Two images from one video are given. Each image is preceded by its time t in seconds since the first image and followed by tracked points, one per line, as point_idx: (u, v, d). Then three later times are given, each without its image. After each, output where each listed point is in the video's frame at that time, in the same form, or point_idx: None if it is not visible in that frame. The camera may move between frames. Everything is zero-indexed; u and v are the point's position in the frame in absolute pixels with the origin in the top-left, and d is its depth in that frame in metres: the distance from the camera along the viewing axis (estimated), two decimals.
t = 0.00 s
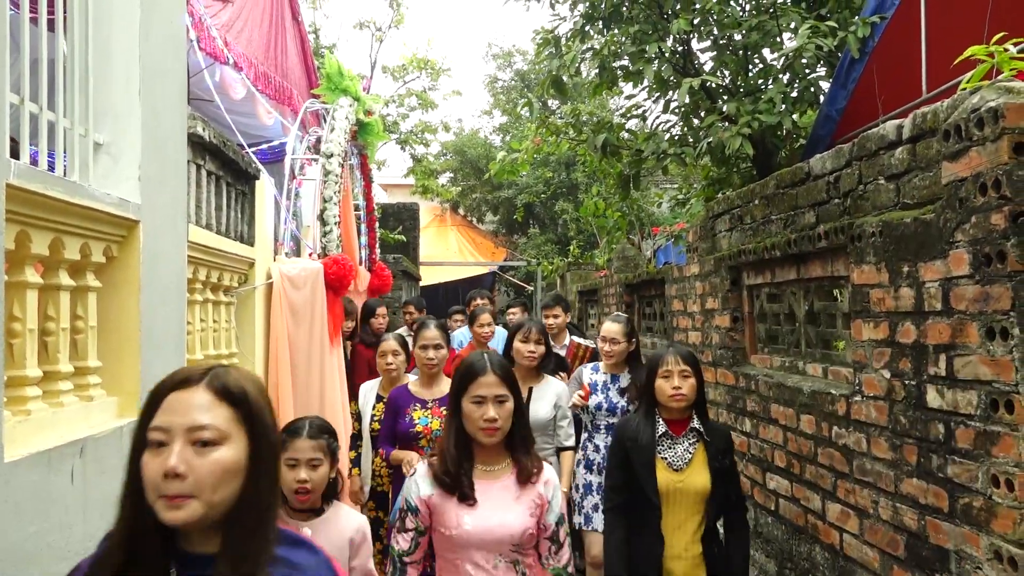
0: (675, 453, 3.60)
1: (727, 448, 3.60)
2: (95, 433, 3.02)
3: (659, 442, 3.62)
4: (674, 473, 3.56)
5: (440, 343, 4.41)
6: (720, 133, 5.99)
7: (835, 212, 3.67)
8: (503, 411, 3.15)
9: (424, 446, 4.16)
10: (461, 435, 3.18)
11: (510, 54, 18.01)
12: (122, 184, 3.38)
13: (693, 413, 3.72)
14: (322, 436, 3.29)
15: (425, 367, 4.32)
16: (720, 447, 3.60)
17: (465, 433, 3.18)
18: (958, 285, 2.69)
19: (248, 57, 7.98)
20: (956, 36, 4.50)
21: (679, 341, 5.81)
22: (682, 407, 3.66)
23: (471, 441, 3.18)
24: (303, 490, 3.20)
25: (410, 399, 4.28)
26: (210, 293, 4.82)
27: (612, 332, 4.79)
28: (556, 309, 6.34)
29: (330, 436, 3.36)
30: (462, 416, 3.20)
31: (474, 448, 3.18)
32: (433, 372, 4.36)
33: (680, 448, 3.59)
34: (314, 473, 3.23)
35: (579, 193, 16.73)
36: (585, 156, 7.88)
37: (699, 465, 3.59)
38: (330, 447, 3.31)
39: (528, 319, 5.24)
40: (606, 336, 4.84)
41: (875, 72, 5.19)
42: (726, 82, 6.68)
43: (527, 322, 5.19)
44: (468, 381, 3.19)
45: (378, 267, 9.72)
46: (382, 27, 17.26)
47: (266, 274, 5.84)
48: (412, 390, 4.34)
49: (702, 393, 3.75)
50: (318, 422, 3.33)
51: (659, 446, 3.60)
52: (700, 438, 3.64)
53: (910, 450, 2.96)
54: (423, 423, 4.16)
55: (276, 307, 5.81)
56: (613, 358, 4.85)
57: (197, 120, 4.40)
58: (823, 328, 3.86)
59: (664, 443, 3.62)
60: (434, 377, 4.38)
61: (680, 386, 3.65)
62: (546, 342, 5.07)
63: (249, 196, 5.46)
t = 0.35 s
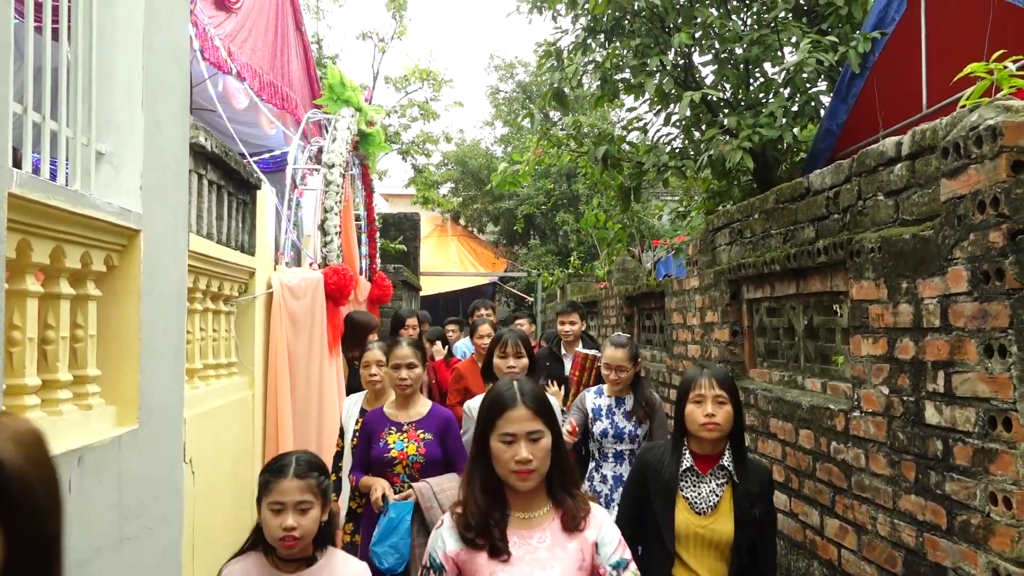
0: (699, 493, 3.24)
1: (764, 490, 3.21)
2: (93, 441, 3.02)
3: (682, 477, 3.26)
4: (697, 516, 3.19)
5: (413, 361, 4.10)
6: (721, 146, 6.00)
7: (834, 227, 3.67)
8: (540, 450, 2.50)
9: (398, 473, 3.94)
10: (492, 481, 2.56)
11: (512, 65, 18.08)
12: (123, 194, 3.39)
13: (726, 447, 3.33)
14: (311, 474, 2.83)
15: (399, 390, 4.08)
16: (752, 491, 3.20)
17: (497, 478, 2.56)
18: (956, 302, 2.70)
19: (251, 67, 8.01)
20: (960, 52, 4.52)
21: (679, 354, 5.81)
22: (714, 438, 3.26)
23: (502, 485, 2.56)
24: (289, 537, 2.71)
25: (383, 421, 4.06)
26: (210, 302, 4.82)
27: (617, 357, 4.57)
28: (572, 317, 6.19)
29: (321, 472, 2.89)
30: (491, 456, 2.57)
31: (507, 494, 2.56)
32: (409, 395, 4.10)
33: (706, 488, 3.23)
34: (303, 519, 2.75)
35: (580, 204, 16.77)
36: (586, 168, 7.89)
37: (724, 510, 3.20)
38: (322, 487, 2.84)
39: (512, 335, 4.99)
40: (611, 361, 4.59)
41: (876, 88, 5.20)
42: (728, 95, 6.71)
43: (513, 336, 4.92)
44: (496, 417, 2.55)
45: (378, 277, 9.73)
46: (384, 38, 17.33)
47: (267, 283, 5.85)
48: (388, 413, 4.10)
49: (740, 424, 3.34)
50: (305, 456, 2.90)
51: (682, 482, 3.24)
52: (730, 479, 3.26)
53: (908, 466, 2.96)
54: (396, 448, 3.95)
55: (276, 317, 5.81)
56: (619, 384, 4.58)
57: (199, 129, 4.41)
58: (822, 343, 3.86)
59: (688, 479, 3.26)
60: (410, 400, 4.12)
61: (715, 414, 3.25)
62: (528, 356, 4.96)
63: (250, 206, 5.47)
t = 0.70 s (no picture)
0: (741, 524, 2.86)
1: (810, 514, 2.88)
2: (95, 446, 3.02)
3: (720, 507, 2.90)
4: (742, 550, 2.80)
5: (400, 373, 3.87)
6: (725, 152, 5.99)
7: (838, 235, 3.67)
8: (615, 487, 2.06)
9: (382, 493, 3.66)
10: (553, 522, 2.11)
11: (517, 71, 18.10)
12: (127, 199, 3.40)
13: (759, 468, 2.99)
14: (284, 505, 2.58)
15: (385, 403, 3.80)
16: (799, 515, 2.86)
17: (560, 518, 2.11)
18: (960, 311, 2.69)
19: (257, 72, 8.03)
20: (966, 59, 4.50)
21: (682, 360, 5.80)
22: (749, 461, 2.93)
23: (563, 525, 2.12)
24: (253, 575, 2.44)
25: (367, 436, 3.80)
26: (214, 307, 4.83)
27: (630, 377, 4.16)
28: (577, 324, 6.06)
29: (295, 504, 2.65)
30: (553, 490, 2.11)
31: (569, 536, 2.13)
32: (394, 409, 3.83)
33: (748, 517, 2.87)
34: (270, 556, 2.48)
35: (584, 210, 16.78)
36: (591, 174, 7.89)
37: (772, 538, 2.83)
38: (294, 519, 2.59)
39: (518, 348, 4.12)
40: (621, 381, 4.21)
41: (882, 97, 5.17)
42: (733, 102, 6.71)
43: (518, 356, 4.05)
44: (562, 445, 2.09)
45: (382, 282, 9.74)
46: (389, 43, 17.37)
47: (271, 288, 5.85)
48: (372, 428, 3.84)
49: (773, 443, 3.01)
50: (276, 484, 2.67)
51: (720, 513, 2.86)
52: (773, 502, 2.92)
53: (912, 475, 2.95)
54: (381, 465, 3.68)
55: (280, 322, 5.81)
56: (631, 406, 4.23)
57: (204, 134, 4.42)
58: (826, 350, 3.85)
59: (726, 509, 2.90)
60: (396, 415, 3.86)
61: (747, 433, 2.92)
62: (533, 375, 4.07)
63: (254, 211, 5.48)
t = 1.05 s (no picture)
0: None
1: None
2: (100, 447, 3.03)
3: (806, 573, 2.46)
4: None
5: (394, 377, 3.60)
6: (733, 156, 5.97)
7: (845, 238, 3.65)
8: (747, 540, 1.90)
9: (374, 509, 3.39)
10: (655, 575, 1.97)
11: (526, 74, 18.09)
12: (134, 201, 3.40)
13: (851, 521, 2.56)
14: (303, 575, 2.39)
15: (379, 410, 3.54)
16: None
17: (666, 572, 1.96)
18: (967, 315, 2.67)
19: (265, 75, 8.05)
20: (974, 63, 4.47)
21: (689, 364, 5.78)
22: (840, 516, 2.48)
23: None
24: None
25: (358, 447, 3.52)
26: (220, 308, 4.84)
27: (636, 382, 3.69)
28: (579, 332, 5.94)
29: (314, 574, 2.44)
30: (664, 541, 1.96)
31: None
32: (389, 416, 3.57)
33: None
34: None
35: (592, 214, 16.77)
36: (598, 177, 7.87)
37: None
38: None
39: (525, 346, 3.79)
40: (627, 388, 3.73)
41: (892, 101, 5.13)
42: (741, 105, 6.69)
43: (523, 357, 3.76)
44: (677, 486, 1.94)
45: (390, 285, 9.76)
46: (398, 47, 17.41)
47: (277, 290, 5.86)
48: (364, 437, 3.57)
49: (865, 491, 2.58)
50: (295, 546, 2.49)
51: None
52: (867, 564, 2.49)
53: (919, 481, 2.93)
54: (371, 480, 3.41)
55: (287, 323, 5.82)
56: (645, 415, 3.71)
57: (211, 137, 4.44)
58: (833, 354, 3.83)
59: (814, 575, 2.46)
60: (392, 422, 3.60)
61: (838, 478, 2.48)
62: (541, 377, 3.80)
63: (261, 213, 5.49)
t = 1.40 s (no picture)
0: None
1: None
2: (111, 449, 3.04)
3: None
4: None
5: (372, 393, 3.25)
6: (744, 156, 5.94)
7: (856, 238, 3.62)
8: None
9: (352, 543, 3.04)
10: None
11: (537, 76, 18.10)
12: (144, 204, 3.42)
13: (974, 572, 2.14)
14: None
15: (357, 430, 3.20)
16: None
17: None
18: (981, 315, 2.64)
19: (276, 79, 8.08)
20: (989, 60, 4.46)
21: (700, 366, 5.76)
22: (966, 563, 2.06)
23: None
24: None
25: (334, 473, 3.17)
26: (231, 311, 4.86)
27: (630, 389, 3.25)
28: (601, 337, 5.87)
29: None
30: None
31: None
32: (368, 437, 3.21)
33: None
34: None
35: (603, 215, 16.75)
36: (609, 179, 7.85)
37: None
38: None
39: (519, 354, 3.40)
40: (620, 396, 3.30)
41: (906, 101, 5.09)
42: (752, 106, 6.65)
43: (515, 364, 3.36)
44: None
45: (401, 287, 9.77)
46: (409, 50, 17.45)
47: (288, 293, 5.88)
48: (341, 462, 3.22)
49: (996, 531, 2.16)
50: None
51: None
52: None
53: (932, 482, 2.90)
54: (348, 510, 3.05)
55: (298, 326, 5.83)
56: (639, 426, 3.27)
57: (222, 140, 4.45)
58: (844, 355, 3.80)
59: None
60: (373, 442, 3.23)
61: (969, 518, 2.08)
62: (536, 387, 3.36)
63: (271, 216, 5.51)
